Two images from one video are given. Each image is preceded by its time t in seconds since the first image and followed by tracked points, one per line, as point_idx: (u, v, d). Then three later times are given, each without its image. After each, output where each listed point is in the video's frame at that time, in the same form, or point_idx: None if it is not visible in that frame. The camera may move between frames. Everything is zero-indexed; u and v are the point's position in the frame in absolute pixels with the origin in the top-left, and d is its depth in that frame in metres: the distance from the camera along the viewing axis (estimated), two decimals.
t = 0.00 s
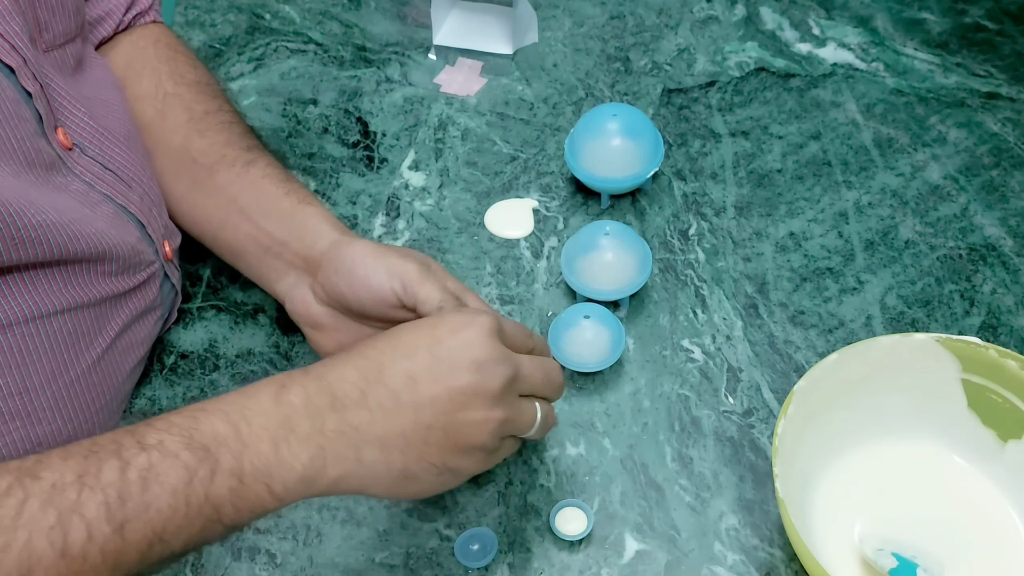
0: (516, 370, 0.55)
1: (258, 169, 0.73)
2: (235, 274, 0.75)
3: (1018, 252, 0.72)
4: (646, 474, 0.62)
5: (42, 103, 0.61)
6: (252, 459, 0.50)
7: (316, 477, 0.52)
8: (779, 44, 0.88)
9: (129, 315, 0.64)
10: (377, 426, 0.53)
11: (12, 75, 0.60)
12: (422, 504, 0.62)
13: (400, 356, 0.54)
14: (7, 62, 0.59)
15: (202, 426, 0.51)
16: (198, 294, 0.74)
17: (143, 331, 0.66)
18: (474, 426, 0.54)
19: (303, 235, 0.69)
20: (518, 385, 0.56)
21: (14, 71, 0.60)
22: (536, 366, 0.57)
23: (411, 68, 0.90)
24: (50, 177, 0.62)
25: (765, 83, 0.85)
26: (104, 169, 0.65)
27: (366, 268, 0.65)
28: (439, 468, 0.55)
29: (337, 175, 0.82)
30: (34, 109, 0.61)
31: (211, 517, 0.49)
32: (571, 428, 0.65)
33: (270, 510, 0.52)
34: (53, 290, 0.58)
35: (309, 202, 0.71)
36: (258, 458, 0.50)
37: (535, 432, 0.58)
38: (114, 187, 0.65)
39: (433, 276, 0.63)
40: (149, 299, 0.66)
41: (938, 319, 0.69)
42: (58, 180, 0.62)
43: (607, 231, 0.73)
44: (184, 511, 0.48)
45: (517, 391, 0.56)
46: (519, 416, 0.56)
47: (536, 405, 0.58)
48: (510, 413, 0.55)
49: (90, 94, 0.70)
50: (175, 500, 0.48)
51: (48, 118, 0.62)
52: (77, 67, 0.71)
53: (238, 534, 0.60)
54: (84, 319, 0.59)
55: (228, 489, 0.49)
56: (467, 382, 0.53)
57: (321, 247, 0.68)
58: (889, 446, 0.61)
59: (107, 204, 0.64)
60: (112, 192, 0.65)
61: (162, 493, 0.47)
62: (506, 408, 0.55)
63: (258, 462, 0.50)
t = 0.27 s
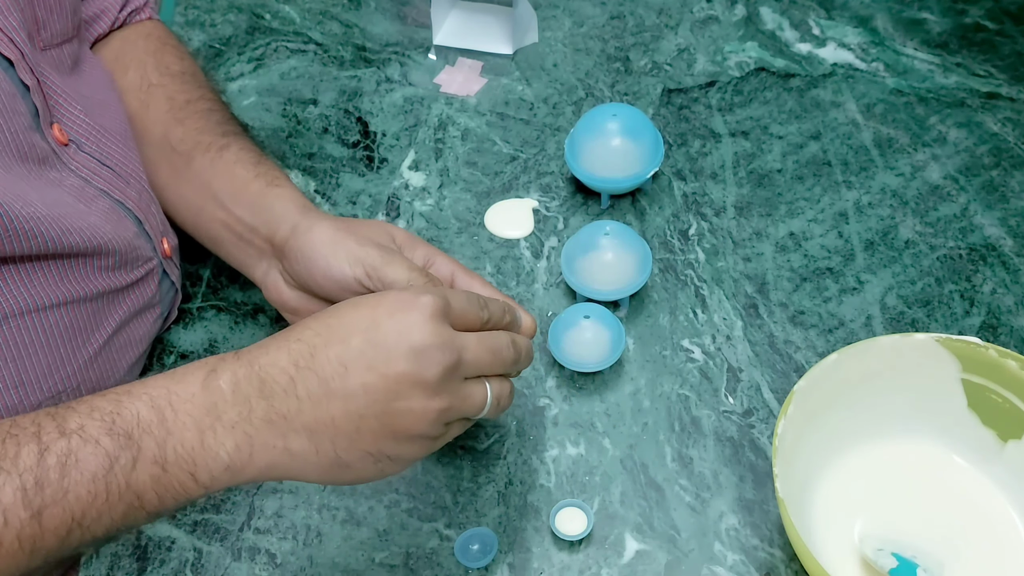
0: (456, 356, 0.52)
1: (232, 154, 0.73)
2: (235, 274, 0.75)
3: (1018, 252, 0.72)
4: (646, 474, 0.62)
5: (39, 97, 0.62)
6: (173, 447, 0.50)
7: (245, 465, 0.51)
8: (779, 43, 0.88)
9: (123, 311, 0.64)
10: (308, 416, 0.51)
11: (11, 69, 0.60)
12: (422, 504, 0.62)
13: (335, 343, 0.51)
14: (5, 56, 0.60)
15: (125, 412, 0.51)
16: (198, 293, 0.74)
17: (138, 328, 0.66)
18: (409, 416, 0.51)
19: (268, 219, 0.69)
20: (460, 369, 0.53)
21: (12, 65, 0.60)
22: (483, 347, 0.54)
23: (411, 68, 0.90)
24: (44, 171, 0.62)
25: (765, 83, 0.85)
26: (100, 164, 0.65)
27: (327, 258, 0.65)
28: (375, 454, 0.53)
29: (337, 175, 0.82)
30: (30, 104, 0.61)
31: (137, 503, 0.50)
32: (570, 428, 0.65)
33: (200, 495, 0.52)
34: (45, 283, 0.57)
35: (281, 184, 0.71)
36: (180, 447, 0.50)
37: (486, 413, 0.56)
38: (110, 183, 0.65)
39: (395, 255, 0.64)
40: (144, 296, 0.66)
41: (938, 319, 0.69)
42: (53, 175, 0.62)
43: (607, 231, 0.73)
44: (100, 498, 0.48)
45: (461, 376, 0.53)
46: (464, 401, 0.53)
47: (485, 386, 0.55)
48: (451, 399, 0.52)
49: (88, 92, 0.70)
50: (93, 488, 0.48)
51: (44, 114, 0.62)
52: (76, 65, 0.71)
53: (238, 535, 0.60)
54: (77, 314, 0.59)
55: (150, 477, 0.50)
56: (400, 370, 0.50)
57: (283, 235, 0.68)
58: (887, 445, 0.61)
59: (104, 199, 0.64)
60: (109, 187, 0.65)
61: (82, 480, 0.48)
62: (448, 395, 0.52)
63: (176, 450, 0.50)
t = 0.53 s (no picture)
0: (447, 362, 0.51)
1: (247, 144, 0.74)
2: (235, 274, 0.75)
3: (1018, 252, 0.72)
4: (646, 474, 0.62)
5: (41, 97, 0.62)
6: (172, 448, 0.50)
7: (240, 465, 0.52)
8: (779, 43, 0.88)
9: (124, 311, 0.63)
10: (302, 419, 0.51)
11: (13, 69, 0.60)
12: (422, 504, 0.62)
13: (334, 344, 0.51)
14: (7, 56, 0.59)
15: (126, 412, 0.50)
16: (199, 293, 0.74)
17: (140, 328, 0.66)
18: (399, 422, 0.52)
19: (290, 203, 0.70)
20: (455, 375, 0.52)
21: (14, 65, 0.60)
22: (483, 352, 0.53)
23: (411, 68, 0.90)
24: (45, 170, 0.62)
25: (765, 83, 0.85)
26: (101, 164, 0.65)
27: (354, 230, 0.66)
28: (366, 455, 0.54)
29: (337, 175, 0.82)
30: (31, 104, 0.61)
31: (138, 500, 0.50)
32: (570, 428, 0.65)
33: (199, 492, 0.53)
34: (45, 283, 0.57)
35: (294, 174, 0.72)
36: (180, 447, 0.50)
37: (490, 415, 0.56)
38: (111, 183, 0.65)
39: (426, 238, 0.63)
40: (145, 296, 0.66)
41: (938, 319, 0.69)
42: (54, 174, 0.62)
43: (607, 231, 0.73)
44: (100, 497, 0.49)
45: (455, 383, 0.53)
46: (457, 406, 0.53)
47: (484, 390, 0.54)
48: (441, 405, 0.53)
49: (89, 91, 0.70)
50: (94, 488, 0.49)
51: (45, 114, 0.62)
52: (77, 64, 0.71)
53: (238, 535, 0.60)
54: (78, 314, 0.59)
55: (152, 476, 0.50)
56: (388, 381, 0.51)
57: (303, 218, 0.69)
58: (887, 446, 0.61)
59: (105, 199, 0.64)
60: (110, 187, 0.65)
61: (83, 480, 0.48)
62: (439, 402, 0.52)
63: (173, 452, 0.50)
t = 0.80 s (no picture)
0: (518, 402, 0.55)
1: (207, 130, 0.73)
2: (235, 274, 0.75)
3: (1018, 252, 0.72)
4: (646, 474, 0.62)
5: (43, 91, 0.62)
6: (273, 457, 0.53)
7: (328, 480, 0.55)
8: (779, 43, 0.88)
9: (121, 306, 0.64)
10: (389, 437, 0.55)
11: (14, 64, 0.60)
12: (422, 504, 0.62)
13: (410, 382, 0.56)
14: (8, 51, 0.59)
15: (240, 422, 0.54)
16: (198, 293, 0.74)
17: (138, 324, 0.66)
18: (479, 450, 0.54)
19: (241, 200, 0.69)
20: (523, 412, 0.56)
21: (15, 60, 0.60)
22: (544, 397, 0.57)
23: (411, 68, 0.90)
24: (44, 167, 0.62)
25: (765, 83, 0.85)
26: (101, 159, 0.65)
27: (317, 228, 0.65)
28: (441, 484, 0.55)
29: (337, 175, 0.82)
30: (33, 99, 0.61)
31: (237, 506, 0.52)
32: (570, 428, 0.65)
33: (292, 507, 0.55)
34: (42, 278, 0.57)
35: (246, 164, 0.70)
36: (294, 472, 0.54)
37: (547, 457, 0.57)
38: (111, 179, 0.65)
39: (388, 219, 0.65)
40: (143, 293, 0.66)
41: (938, 319, 0.69)
42: (53, 170, 0.63)
43: (607, 231, 0.73)
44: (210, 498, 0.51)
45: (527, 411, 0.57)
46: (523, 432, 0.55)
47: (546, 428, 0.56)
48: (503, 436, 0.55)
49: (92, 82, 0.70)
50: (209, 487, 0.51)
51: (48, 107, 0.62)
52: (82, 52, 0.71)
53: (238, 535, 0.60)
54: (76, 309, 0.59)
55: (221, 516, 0.52)
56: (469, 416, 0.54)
57: (262, 214, 0.68)
58: (887, 445, 0.61)
59: (104, 194, 0.64)
60: (109, 183, 0.65)
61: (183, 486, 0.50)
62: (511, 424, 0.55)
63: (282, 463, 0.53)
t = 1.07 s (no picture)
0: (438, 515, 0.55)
1: (218, 165, 0.74)
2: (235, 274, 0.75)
3: (1018, 252, 0.72)
4: (646, 474, 0.62)
5: (26, 103, 0.62)
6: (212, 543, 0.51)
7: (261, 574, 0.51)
8: (779, 43, 0.88)
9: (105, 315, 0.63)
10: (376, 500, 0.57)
11: None
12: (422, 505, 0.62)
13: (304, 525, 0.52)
14: None
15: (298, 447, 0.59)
16: (199, 293, 0.74)
17: (127, 331, 0.65)
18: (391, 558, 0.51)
19: (248, 240, 0.70)
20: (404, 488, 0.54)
21: None
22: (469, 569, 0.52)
23: (411, 68, 0.90)
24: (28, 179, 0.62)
25: (765, 83, 0.85)
26: (87, 166, 0.65)
27: (304, 285, 0.66)
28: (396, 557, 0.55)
29: (337, 175, 0.82)
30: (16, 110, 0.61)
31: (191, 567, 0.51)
32: (570, 427, 0.65)
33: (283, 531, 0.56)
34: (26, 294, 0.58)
35: (266, 203, 0.72)
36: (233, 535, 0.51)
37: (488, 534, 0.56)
38: (97, 187, 0.65)
39: (370, 313, 0.64)
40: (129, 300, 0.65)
41: (938, 319, 0.69)
42: (36, 182, 0.63)
43: (607, 231, 0.73)
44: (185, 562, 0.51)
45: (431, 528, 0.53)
46: None
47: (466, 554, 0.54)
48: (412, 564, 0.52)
49: (83, 89, 0.70)
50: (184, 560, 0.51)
51: (30, 117, 0.62)
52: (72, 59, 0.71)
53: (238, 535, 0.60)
54: (56, 321, 0.59)
55: None
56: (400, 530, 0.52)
57: (263, 258, 0.69)
58: (887, 446, 0.61)
59: (89, 203, 0.64)
60: (94, 192, 0.65)
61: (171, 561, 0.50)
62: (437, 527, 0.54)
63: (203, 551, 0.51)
